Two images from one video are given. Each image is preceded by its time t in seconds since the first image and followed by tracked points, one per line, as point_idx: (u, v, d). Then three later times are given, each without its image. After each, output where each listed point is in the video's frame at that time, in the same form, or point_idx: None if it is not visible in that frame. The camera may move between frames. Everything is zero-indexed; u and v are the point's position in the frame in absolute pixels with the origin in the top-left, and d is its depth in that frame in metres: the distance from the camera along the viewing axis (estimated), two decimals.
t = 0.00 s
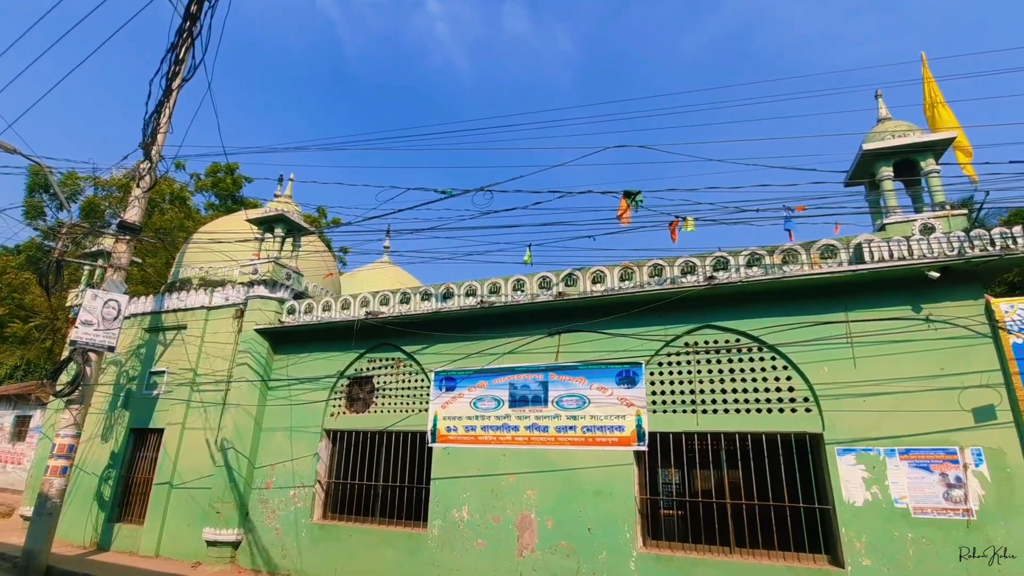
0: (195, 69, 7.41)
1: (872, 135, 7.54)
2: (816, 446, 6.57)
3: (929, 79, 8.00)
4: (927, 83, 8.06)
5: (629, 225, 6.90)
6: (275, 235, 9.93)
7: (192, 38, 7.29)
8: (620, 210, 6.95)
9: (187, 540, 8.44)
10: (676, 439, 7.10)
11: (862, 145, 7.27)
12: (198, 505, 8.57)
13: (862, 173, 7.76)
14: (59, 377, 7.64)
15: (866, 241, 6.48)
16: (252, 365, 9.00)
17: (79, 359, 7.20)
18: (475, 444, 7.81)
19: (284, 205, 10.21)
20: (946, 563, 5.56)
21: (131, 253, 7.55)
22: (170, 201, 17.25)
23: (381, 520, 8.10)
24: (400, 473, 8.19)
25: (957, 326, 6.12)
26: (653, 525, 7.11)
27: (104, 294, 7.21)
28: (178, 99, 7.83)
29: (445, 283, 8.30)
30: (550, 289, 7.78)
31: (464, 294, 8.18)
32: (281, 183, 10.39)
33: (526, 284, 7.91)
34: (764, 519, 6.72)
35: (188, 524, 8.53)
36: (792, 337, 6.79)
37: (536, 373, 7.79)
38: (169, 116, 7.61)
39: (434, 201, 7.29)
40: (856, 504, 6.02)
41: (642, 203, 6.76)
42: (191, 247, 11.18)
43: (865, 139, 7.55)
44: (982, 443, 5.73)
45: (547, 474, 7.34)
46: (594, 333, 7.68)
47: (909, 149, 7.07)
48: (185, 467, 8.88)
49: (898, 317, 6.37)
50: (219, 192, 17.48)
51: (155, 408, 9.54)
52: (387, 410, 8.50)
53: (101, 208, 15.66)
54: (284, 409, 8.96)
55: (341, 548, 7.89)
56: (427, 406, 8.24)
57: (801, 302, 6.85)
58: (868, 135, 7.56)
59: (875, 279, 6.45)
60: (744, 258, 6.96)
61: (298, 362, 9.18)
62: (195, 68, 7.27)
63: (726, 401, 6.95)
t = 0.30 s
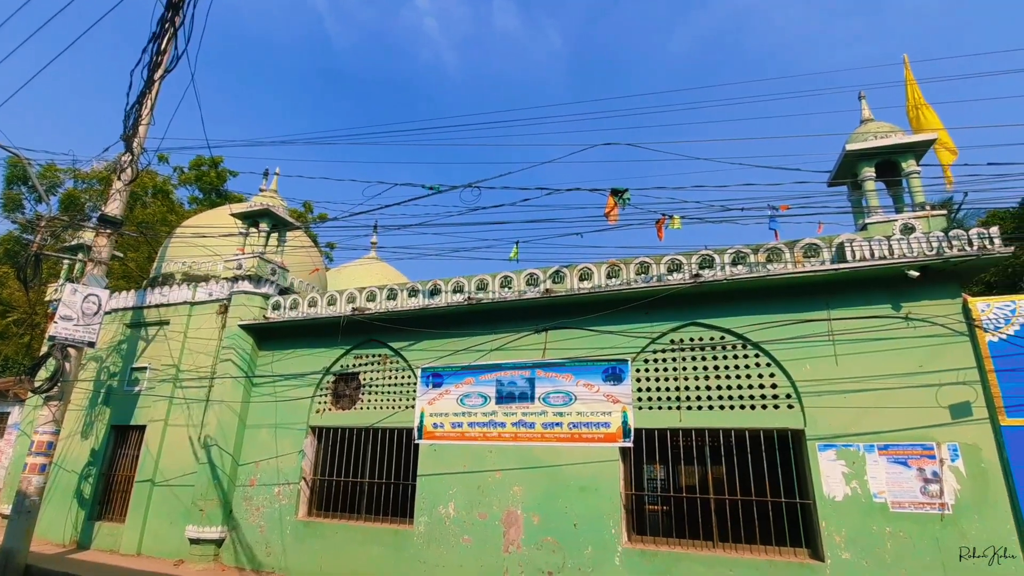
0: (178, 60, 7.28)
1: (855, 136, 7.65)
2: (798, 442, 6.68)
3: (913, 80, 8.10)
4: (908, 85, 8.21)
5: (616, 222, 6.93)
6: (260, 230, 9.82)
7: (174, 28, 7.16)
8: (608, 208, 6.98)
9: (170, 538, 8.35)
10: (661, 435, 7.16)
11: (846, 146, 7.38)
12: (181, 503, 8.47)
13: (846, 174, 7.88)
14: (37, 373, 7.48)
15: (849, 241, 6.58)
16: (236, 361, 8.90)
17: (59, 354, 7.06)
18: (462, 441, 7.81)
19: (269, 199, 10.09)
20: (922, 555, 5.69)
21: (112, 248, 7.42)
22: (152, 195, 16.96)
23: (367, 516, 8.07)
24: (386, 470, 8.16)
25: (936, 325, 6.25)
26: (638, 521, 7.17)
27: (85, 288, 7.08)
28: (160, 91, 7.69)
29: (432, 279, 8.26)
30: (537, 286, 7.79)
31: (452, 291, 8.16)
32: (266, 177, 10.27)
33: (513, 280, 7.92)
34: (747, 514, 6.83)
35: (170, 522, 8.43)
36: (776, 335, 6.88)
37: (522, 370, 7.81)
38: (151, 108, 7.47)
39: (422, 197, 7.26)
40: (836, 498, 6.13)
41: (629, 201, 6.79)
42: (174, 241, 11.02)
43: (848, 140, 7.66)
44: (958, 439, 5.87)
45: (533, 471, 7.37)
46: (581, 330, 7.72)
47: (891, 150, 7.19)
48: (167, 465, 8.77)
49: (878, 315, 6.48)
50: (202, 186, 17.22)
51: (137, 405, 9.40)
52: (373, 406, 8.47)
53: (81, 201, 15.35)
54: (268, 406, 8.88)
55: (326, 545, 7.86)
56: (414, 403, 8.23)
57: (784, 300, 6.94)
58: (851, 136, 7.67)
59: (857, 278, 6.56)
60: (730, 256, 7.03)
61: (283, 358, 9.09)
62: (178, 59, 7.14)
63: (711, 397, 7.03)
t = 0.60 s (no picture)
0: (161, 49, 7.15)
1: (839, 136, 7.76)
2: (780, 438, 6.79)
3: (895, 80, 8.18)
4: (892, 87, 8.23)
5: (604, 219, 6.97)
6: (244, 224, 9.70)
7: (156, 17, 7.03)
8: (595, 204, 7.01)
9: (151, 536, 8.24)
10: (646, 431, 7.23)
11: (829, 146, 7.48)
12: (163, 500, 8.37)
13: (829, 173, 7.98)
14: (14, 368, 7.32)
15: (831, 240, 6.73)
16: (219, 356, 8.79)
17: (36, 349, 6.91)
18: (448, 437, 7.80)
19: (254, 192, 9.96)
20: (900, 548, 5.82)
21: (92, 241, 7.27)
22: (133, 187, 16.64)
23: (352, 513, 8.04)
24: (371, 466, 8.13)
25: (915, 322, 6.37)
26: (623, 515, 7.24)
27: (63, 282, 6.94)
28: (142, 81, 7.54)
29: (419, 275, 8.29)
30: (524, 282, 7.81)
31: (439, 287, 8.17)
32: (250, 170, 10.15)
33: (500, 276, 7.93)
34: (729, 508, 6.93)
35: (152, 519, 8.33)
36: (760, 332, 6.97)
37: (509, 366, 7.83)
38: (132, 98, 7.32)
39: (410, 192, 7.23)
40: (817, 492, 6.24)
41: (616, 198, 6.83)
42: (156, 234, 10.84)
43: (832, 140, 7.77)
44: (935, 434, 6.01)
45: (519, 466, 7.40)
46: (567, 327, 7.75)
47: (873, 151, 7.31)
48: (149, 461, 8.65)
49: (859, 313, 6.60)
50: (185, 179, 16.94)
51: (117, 401, 9.24)
52: (359, 402, 8.42)
53: (59, 192, 15.03)
54: (253, 402, 8.79)
55: (311, 542, 7.81)
56: (400, 399, 8.20)
57: (769, 297, 7.03)
58: (835, 136, 7.78)
59: (839, 276, 6.67)
60: (715, 254, 7.11)
61: (268, 354, 9.01)
62: (161, 49, 7.01)
63: (695, 394, 7.11)
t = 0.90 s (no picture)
0: (139, 37, 7.00)
1: (819, 136, 7.90)
2: (758, 432, 6.92)
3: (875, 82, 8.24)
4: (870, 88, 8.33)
5: (588, 215, 7.01)
6: (224, 216, 9.54)
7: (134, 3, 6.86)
8: (580, 201, 7.04)
9: (128, 533, 8.10)
10: (628, 426, 7.30)
11: (809, 146, 7.61)
12: (140, 497, 8.22)
13: (809, 173, 8.10)
14: None
15: (810, 238, 6.85)
16: (199, 351, 8.65)
17: (8, 343, 6.74)
18: (431, 432, 7.79)
19: (235, 184, 9.80)
20: (873, 539, 5.98)
21: (67, 232, 7.05)
22: (110, 177, 16.25)
23: (334, 509, 7.99)
24: (353, 462, 8.08)
25: (890, 320, 6.53)
26: (605, 510, 7.31)
27: (36, 275, 6.78)
28: (119, 69, 7.36)
29: (403, 270, 8.21)
30: (509, 278, 7.83)
31: (423, 282, 8.11)
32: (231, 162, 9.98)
33: (485, 272, 7.94)
34: (709, 502, 7.04)
35: (129, 517, 8.18)
36: (740, 328, 7.08)
37: (493, 362, 7.84)
38: (109, 86, 7.14)
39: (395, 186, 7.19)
40: (793, 486, 6.37)
41: (601, 195, 6.87)
42: (133, 227, 10.61)
43: (812, 140, 7.90)
44: (907, 429, 6.17)
45: (503, 461, 7.42)
46: (551, 322, 7.78)
47: (852, 151, 7.46)
48: (125, 458, 8.48)
49: (837, 311, 6.74)
50: (164, 169, 16.59)
51: (93, 396, 9.04)
52: (341, 397, 8.36)
53: (32, 182, 14.62)
54: (232, 397, 8.67)
55: (292, 538, 7.75)
56: (383, 394, 8.16)
57: (749, 295, 7.14)
58: (815, 137, 7.91)
59: (818, 274, 6.80)
60: (697, 251, 7.19)
61: (248, 349, 8.89)
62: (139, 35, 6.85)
63: (676, 389, 7.20)
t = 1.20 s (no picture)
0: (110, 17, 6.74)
1: (794, 139, 8.07)
2: (731, 427, 7.06)
3: (849, 86, 8.31)
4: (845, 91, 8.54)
5: (568, 211, 7.04)
6: (197, 206, 9.33)
7: None
8: (561, 196, 7.07)
9: (95, 529, 7.90)
10: (605, 421, 7.38)
11: (785, 147, 7.77)
12: (108, 492, 8.02)
13: (784, 174, 8.28)
14: None
15: (783, 238, 7.02)
16: (170, 343, 8.44)
17: None
18: (409, 427, 7.76)
19: (209, 173, 9.58)
20: (839, 531, 6.17)
21: (32, 219, 6.81)
22: (78, 163, 15.71)
23: (309, 503, 7.91)
24: (329, 456, 8.00)
25: (858, 319, 6.72)
26: (580, 504, 7.38)
27: None
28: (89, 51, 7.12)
29: (382, 264, 8.19)
30: (488, 273, 7.83)
31: (402, 276, 8.11)
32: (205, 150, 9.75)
33: (464, 267, 7.92)
34: (683, 496, 7.17)
35: (95, 512, 7.97)
36: (715, 326, 7.21)
37: (471, 356, 7.84)
38: (77, 69, 6.91)
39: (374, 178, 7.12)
40: (763, 480, 6.53)
41: (581, 191, 6.91)
42: (102, 214, 10.29)
43: (787, 142, 8.07)
44: (873, 425, 6.37)
45: (480, 456, 7.43)
46: (530, 318, 7.81)
47: (825, 154, 7.64)
48: (92, 452, 8.26)
49: (808, 309, 6.91)
50: (135, 156, 16.11)
51: (58, 388, 8.77)
52: (317, 391, 8.26)
53: None
54: (205, 391, 8.50)
55: (265, 533, 7.65)
56: (360, 388, 8.09)
57: (725, 292, 7.28)
58: (790, 138, 8.08)
59: (791, 274, 6.97)
60: (675, 249, 7.30)
61: (222, 341, 8.71)
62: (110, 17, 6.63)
63: (652, 385, 7.31)
